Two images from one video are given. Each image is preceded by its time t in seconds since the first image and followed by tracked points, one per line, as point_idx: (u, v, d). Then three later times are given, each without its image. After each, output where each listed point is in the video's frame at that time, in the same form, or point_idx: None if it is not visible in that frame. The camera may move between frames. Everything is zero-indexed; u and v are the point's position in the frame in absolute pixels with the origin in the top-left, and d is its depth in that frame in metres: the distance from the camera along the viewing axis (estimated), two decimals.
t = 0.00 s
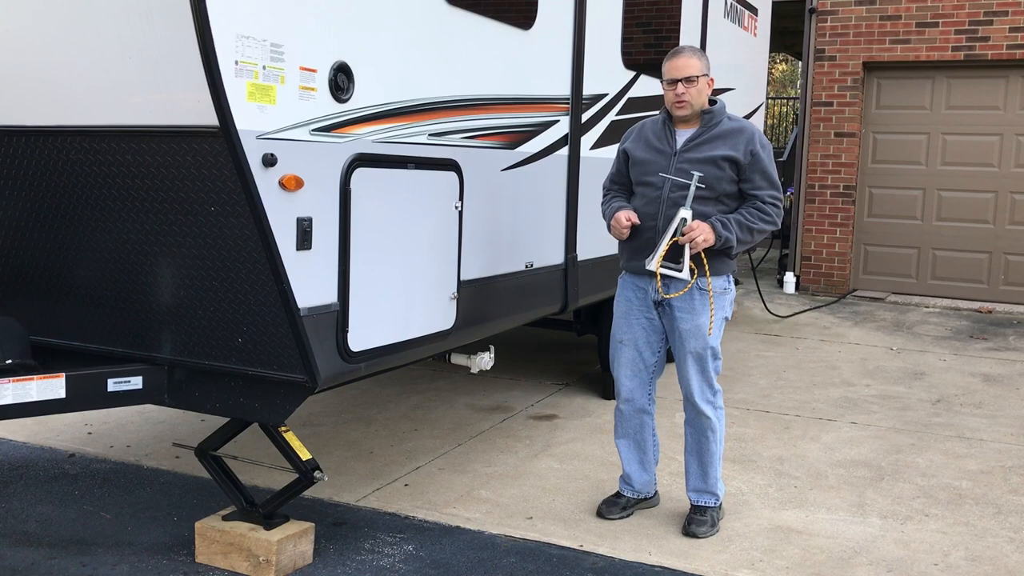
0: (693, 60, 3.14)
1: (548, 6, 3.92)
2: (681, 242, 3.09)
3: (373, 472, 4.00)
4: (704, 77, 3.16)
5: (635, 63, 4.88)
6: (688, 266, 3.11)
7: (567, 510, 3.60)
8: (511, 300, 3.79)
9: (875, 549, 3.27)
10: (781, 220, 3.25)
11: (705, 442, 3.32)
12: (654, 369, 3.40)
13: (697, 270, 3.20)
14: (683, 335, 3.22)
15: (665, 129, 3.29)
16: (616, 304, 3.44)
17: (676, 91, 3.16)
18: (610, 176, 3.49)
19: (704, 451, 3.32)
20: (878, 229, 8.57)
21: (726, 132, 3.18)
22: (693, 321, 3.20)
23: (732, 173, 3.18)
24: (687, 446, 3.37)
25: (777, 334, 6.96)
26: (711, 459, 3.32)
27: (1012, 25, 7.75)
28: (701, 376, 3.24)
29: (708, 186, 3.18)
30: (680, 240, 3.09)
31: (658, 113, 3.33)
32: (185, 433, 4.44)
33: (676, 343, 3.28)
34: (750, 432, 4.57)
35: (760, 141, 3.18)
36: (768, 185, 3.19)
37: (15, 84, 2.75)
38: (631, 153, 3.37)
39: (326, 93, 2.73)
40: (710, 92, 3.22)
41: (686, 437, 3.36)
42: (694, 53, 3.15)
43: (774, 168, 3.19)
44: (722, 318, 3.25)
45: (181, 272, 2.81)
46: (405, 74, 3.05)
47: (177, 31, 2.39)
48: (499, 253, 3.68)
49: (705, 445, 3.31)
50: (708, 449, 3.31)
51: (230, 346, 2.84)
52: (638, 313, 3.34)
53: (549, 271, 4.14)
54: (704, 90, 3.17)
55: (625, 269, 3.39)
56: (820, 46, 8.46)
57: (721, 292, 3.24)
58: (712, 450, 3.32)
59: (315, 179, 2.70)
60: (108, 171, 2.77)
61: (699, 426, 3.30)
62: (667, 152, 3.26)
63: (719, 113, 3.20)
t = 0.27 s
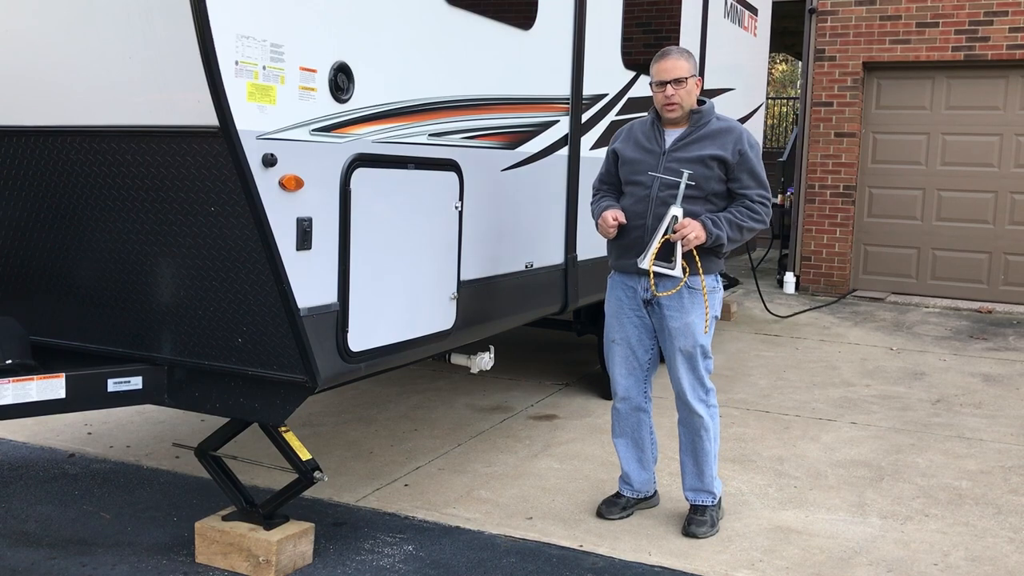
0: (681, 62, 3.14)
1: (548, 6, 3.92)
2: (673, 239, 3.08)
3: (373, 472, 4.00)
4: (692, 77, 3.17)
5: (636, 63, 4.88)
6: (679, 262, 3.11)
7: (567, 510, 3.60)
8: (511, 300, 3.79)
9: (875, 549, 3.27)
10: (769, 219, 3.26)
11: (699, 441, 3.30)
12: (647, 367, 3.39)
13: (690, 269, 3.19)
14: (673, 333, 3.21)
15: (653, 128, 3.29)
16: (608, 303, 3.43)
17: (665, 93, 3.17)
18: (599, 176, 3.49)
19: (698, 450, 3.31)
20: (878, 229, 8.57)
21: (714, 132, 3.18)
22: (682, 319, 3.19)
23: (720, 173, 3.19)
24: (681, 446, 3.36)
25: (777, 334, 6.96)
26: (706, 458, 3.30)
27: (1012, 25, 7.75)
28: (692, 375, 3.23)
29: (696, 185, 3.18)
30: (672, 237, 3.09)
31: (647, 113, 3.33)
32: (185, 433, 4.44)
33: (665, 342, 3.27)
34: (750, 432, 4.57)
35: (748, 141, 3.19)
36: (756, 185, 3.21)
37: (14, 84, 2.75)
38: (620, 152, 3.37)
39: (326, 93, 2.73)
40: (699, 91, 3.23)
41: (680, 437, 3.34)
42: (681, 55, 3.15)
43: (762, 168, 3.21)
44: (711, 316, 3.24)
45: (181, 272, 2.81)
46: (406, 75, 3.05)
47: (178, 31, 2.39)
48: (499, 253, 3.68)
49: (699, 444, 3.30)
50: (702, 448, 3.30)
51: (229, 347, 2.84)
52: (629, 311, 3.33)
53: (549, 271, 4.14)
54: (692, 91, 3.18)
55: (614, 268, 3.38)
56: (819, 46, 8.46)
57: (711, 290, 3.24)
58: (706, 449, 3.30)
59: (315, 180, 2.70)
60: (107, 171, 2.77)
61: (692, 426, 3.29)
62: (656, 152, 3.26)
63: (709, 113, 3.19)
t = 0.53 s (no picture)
0: (669, 64, 3.13)
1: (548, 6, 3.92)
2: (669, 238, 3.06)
3: (373, 471, 4.00)
4: (681, 78, 3.16)
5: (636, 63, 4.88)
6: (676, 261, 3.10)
7: (567, 510, 3.60)
8: (511, 300, 3.79)
9: (875, 549, 3.27)
10: (761, 218, 3.26)
11: (692, 441, 3.29)
12: (643, 366, 3.39)
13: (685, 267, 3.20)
14: (666, 331, 3.21)
15: (644, 128, 3.29)
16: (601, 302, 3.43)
17: (653, 96, 3.16)
18: (590, 176, 3.49)
19: (692, 450, 3.30)
20: (879, 229, 8.57)
21: (706, 132, 3.19)
22: (676, 317, 3.20)
23: (713, 172, 3.19)
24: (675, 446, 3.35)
25: (777, 334, 6.96)
26: (700, 458, 3.30)
27: (1012, 25, 7.75)
28: (686, 373, 3.23)
29: (690, 185, 3.19)
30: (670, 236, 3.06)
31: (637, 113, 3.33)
32: (185, 433, 4.44)
33: (659, 340, 3.26)
34: (750, 432, 4.57)
35: (739, 141, 3.21)
36: (748, 184, 3.21)
37: (14, 84, 2.75)
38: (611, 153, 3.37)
39: (326, 93, 2.73)
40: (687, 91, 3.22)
41: (673, 438, 3.33)
42: (669, 57, 3.14)
43: (753, 167, 3.22)
44: (704, 315, 3.26)
45: (181, 272, 2.81)
46: (406, 74, 3.05)
47: (178, 31, 2.39)
48: (499, 253, 3.68)
49: (693, 445, 3.29)
50: (696, 449, 3.29)
51: (230, 347, 2.84)
52: (623, 310, 3.32)
53: (549, 271, 4.13)
54: (681, 92, 3.18)
55: (606, 268, 3.37)
56: (820, 46, 8.46)
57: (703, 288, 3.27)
58: (700, 449, 3.29)
59: (315, 180, 2.70)
60: (107, 171, 2.77)
61: (685, 426, 3.28)
62: (648, 152, 3.26)
63: (699, 113, 3.22)
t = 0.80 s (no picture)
0: (651, 71, 3.11)
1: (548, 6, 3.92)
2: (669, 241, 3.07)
3: (373, 472, 4.00)
4: (665, 83, 3.14)
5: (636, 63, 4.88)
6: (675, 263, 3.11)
7: (567, 510, 3.60)
8: (511, 301, 3.80)
9: (875, 549, 3.27)
10: (755, 218, 3.28)
11: (690, 441, 3.29)
12: (639, 365, 3.39)
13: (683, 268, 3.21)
14: (663, 330, 3.21)
15: (636, 129, 3.29)
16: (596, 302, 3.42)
17: (638, 104, 3.16)
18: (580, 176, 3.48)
19: (689, 450, 3.30)
20: (879, 229, 8.57)
21: (699, 133, 3.20)
22: (672, 315, 3.20)
23: (707, 174, 3.20)
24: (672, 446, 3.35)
25: (777, 334, 6.96)
26: (697, 458, 3.30)
27: (1012, 25, 7.75)
28: (683, 373, 3.23)
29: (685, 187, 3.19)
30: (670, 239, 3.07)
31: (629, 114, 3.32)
32: (185, 433, 4.44)
33: (655, 339, 3.26)
34: (750, 432, 4.57)
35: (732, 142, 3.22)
36: (742, 185, 3.22)
37: (14, 83, 2.75)
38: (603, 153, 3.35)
39: (326, 93, 2.73)
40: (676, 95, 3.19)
41: (670, 438, 3.33)
42: (651, 63, 3.12)
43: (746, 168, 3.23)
44: (699, 312, 3.26)
45: (181, 272, 2.81)
46: (406, 74, 3.06)
47: (178, 32, 2.39)
48: (499, 253, 3.68)
49: (690, 444, 3.29)
50: (693, 448, 3.29)
51: (229, 347, 2.84)
52: (619, 310, 3.32)
53: (549, 271, 4.14)
54: (666, 98, 3.15)
55: (600, 269, 3.36)
56: (819, 47, 8.47)
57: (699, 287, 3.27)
58: (697, 449, 3.29)
59: (315, 180, 2.70)
60: (108, 171, 2.77)
61: (682, 426, 3.28)
62: (641, 153, 3.25)
63: (691, 115, 3.22)
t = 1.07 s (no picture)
0: (638, 75, 3.12)
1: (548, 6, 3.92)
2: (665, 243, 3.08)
3: (373, 472, 4.00)
4: (653, 87, 3.13)
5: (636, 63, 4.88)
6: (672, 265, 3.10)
7: (567, 510, 3.60)
8: (511, 300, 3.79)
9: (875, 549, 3.27)
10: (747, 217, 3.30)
11: (689, 440, 3.29)
12: (636, 364, 3.39)
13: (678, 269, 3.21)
14: (660, 329, 3.21)
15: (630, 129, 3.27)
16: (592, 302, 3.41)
17: (626, 107, 3.16)
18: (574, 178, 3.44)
19: (687, 449, 3.30)
20: (879, 229, 8.57)
21: (694, 134, 3.20)
22: (670, 314, 3.20)
23: (702, 174, 3.21)
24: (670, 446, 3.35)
25: (777, 334, 6.96)
26: (696, 458, 3.30)
27: (1012, 25, 7.75)
28: (681, 371, 3.23)
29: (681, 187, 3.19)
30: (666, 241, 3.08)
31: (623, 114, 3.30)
32: (185, 434, 4.44)
33: (652, 339, 3.26)
34: (750, 432, 4.57)
35: (725, 142, 3.23)
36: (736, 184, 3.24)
37: (14, 83, 2.75)
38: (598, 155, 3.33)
39: (326, 93, 2.73)
40: (666, 100, 3.18)
41: (668, 438, 3.32)
42: (639, 67, 3.13)
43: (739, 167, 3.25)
44: (695, 311, 3.26)
45: (181, 272, 2.81)
46: (406, 74, 3.05)
47: (178, 32, 2.39)
48: (499, 253, 3.68)
49: (689, 444, 3.29)
50: (692, 448, 3.29)
51: (230, 347, 2.84)
52: (616, 310, 3.31)
53: (549, 271, 4.13)
54: (655, 102, 3.14)
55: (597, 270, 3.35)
56: (820, 46, 8.46)
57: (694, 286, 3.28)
58: (695, 448, 3.29)
59: (315, 180, 2.70)
60: (108, 171, 2.77)
61: (680, 425, 3.28)
62: (637, 154, 3.23)
63: (685, 115, 3.22)
